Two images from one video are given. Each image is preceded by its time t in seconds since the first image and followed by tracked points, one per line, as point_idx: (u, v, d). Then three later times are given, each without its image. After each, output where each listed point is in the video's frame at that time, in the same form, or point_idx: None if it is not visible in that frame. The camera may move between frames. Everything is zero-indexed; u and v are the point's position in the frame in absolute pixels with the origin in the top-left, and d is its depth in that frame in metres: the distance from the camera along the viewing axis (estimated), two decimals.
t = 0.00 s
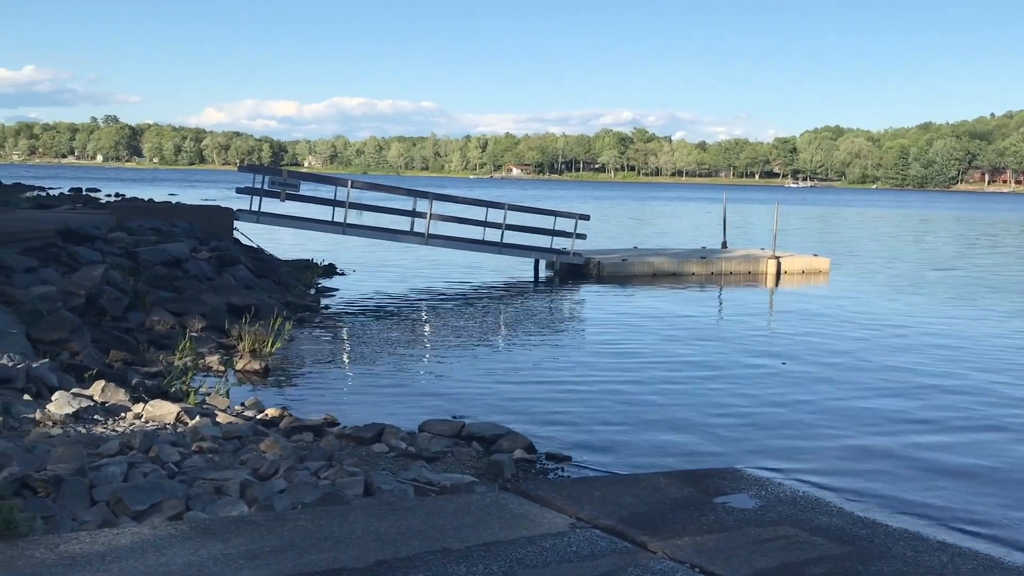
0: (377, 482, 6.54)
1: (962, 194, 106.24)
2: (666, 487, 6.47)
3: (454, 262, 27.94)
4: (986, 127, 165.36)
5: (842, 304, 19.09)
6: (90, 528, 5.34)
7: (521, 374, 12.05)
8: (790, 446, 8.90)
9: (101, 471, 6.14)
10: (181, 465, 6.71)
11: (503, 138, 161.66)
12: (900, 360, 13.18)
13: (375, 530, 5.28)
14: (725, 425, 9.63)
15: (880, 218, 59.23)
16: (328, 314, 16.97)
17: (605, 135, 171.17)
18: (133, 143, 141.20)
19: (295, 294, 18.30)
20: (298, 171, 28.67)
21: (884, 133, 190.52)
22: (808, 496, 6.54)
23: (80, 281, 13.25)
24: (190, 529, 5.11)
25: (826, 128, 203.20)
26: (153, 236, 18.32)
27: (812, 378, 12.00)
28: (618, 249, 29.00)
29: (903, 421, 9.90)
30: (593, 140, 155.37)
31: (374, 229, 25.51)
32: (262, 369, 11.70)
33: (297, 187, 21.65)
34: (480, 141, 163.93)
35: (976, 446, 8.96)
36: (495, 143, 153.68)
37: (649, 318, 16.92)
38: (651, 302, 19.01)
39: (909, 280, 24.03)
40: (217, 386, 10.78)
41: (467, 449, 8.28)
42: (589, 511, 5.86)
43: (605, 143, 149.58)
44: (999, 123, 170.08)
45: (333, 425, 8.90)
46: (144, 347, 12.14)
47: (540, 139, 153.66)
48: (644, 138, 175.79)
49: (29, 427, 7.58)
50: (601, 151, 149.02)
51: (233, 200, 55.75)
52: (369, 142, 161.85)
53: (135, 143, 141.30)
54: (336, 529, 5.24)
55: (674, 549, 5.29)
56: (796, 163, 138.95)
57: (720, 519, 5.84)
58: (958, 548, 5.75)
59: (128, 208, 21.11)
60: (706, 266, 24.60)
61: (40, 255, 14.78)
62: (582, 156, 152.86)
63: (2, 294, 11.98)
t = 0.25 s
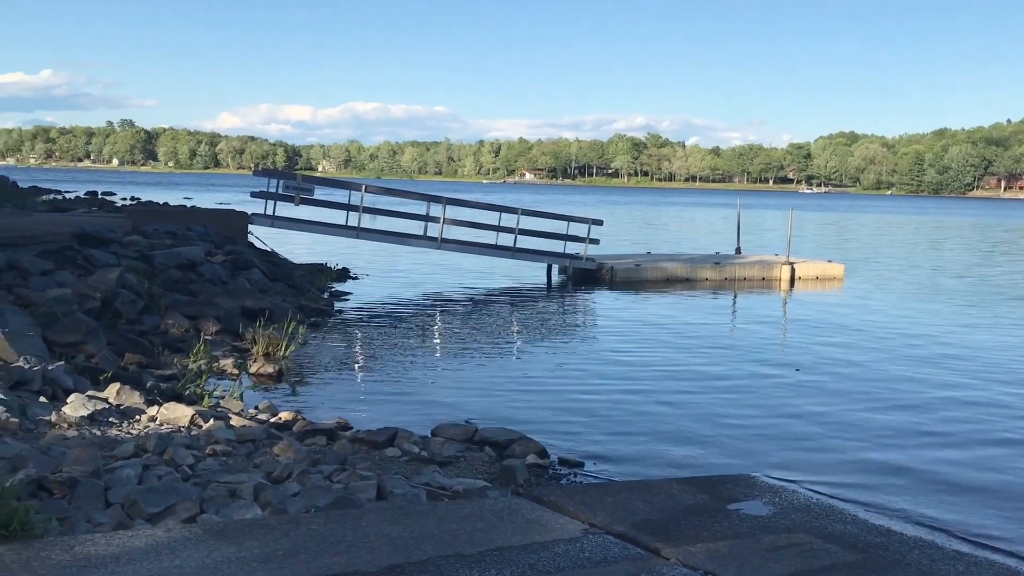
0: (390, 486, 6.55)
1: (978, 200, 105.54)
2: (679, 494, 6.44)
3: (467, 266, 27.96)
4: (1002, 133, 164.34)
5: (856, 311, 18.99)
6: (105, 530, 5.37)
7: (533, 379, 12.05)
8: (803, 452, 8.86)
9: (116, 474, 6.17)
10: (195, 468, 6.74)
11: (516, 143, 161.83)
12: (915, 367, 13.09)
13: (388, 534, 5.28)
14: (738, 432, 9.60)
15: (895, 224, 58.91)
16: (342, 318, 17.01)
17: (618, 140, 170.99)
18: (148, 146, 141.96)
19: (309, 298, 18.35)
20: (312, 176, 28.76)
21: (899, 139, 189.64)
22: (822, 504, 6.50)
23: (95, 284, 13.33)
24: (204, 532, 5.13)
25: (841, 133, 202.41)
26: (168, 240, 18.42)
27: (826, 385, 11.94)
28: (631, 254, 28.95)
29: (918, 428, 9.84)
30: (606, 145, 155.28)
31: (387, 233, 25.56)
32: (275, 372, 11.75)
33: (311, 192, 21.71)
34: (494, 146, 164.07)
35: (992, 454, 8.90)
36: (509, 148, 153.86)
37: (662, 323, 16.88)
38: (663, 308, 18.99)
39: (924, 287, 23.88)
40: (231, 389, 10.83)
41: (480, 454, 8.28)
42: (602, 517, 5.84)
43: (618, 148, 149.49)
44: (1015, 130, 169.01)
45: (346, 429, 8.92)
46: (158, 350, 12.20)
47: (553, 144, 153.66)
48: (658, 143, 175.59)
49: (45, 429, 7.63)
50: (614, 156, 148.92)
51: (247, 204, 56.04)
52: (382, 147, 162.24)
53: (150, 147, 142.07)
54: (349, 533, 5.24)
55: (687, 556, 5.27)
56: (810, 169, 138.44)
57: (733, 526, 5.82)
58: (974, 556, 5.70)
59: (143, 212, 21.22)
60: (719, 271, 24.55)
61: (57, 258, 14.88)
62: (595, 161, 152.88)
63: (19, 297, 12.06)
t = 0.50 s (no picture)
0: (405, 490, 6.57)
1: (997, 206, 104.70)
2: (695, 500, 6.41)
3: (482, 271, 27.98)
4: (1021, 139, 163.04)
5: (874, 317, 18.87)
6: (122, 532, 5.40)
7: (549, 383, 12.05)
8: (819, 460, 8.83)
9: (133, 476, 6.20)
10: (212, 470, 6.77)
11: (532, 147, 161.92)
12: (934, 375, 13.00)
13: (403, 538, 5.29)
14: (754, 438, 9.56)
15: (913, 230, 58.50)
16: (357, 322, 17.05)
17: (634, 144, 170.76)
18: (166, 150, 142.79)
19: (325, 301, 18.41)
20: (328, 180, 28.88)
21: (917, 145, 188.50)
22: (839, 511, 6.46)
23: (114, 287, 13.42)
24: (220, 535, 5.15)
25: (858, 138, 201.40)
26: (186, 243, 18.53)
27: (844, 391, 11.87)
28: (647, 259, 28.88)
29: (937, 436, 9.77)
30: (622, 150, 155.09)
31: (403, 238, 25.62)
32: (291, 375, 11.80)
33: (327, 196, 21.79)
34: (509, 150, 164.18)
35: (1012, 463, 8.82)
36: (524, 153, 153.94)
37: (678, 329, 16.84)
38: (679, 313, 18.94)
39: (943, 293, 23.70)
40: (247, 392, 10.88)
41: (494, 458, 8.29)
42: (617, 523, 5.81)
43: (634, 153, 149.28)
44: None
45: (361, 432, 8.95)
46: (176, 353, 12.27)
47: (569, 149, 153.57)
48: (673, 148, 175.16)
49: (63, 430, 7.68)
50: (630, 161, 148.70)
51: (263, 208, 56.29)
52: (398, 151, 162.62)
53: (168, 151, 143.01)
54: (364, 537, 5.25)
55: (703, 562, 5.25)
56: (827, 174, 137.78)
57: (749, 533, 5.79)
58: (993, 565, 5.65)
59: (161, 215, 21.36)
60: (735, 276, 24.45)
61: (75, 261, 14.99)
62: (611, 165, 152.73)
63: (38, 299, 12.15)
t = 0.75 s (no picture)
0: (419, 491, 6.58)
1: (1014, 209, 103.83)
2: (709, 503, 6.37)
3: (495, 272, 27.97)
4: None
5: (889, 320, 18.75)
6: (137, 531, 5.42)
7: (562, 385, 12.03)
8: (834, 463, 8.77)
9: (148, 475, 6.22)
10: (227, 470, 6.79)
11: (546, 148, 161.89)
12: (950, 378, 12.91)
13: (416, 539, 5.28)
14: (768, 441, 9.53)
15: (928, 233, 58.10)
16: (371, 323, 17.07)
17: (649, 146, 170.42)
18: (181, 152, 143.37)
19: (339, 302, 18.44)
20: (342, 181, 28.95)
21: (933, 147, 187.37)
22: (855, 515, 6.41)
23: (129, 287, 13.49)
24: (235, 535, 5.15)
25: (873, 140, 200.37)
26: (201, 244, 18.60)
27: (859, 395, 11.81)
28: (661, 261, 28.81)
29: (953, 440, 9.70)
30: (635, 151, 154.80)
31: (417, 239, 25.65)
32: (305, 376, 11.82)
33: (341, 197, 21.82)
34: (523, 152, 164.10)
35: None
36: (538, 154, 153.91)
37: (692, 331, 16.79)
38: (693, 315, 18.87)
39: (959, 297, 23.53)
40: (261, 392, 10.91)
41: (508, 460, 8.28)
42: (631, 525, 5.78)
43: (648, 155, 149.04)
44: None
45: (374, 434, 8.96)
46: (191, 353, 12.32)
47: (582, 151, 153.37)
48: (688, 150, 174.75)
49: (79, 430, 7.72)
50: (644, 163, 148.41)
51: (277, 209, 56.47)
52: (412, 153, 162.79)
53: (183, 151, 143.73)
54: (378, 538, 5.25)
55: (718, 565, 5.22)
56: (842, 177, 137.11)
57: (764, 536, 5.75)
58: (1010, 572, 5.59)
59: (177, 216, 21.45)
60: (750, 279, 24.34)
61: (91, 262, 15.07)
62: (625, 167, 152.54)
63: (55, 299, 12.21)
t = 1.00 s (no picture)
0: (436, 491, 6.59)
1: None
2: (726, 505, 6.34)
3: (512, 273, 27.98)
4: None
5: (908, 323, 18.62)
6: (156, 528, 5.46)
7: (579, 386, 12.02)
8: (853, 466, 8.72)
9: (167, 473, 6.26)
10: (244, 469, 6.82)
11: (562, 148, 161.87)
12: (970, 382, 12.81)
13: (433, 538, 5.30)
14: (786, 443, 9.49)
15: (948, 235, 57.63)
16: (387, 323, 17.12)
17: (666, 146, 170.08)
18: (199, 151, 144.10)
19: (356, 302, 18.50)
20: (360, 181, 29.04)
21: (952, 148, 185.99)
22: (873, 518, 6.37)
23: (148, 286, 13.58)
24: (253, 532, 5.18)
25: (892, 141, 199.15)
26: (219, 243, 18.70)
27: (878, 397, 11.74)
28: (679, 262, 28.73)
29: (973, 443, 9.63)
30: (652, 152, 154.39)
31: (434, 239, 25.68)
32: (323, 375, 11.87)
33: (358, 197, 21.88)
34: (540, 152, 163.98)
35: None
36: (555, 155, 153.87)
37: (709, 332, 16.74)
38: (710, 317, 18.82)
39: (980, 299, 23.34)
40: (278, 391, 10.96)
41: (524, 461, 8.28)
42: (648, 527, 5.77)
43: (665, 156, 148.63)
44: None
45: (391, 433, 8.99)
46: (209, 352, 12.39)
47: (599, 152, 153.09)
48: (705, 150, 174.12)
49: (98, 427, 7.77)
50: (661, 163, 148.05)
51: (295, 209, 56.71)
52: (429, 154, 162.98)
53: (202, 151, 144.61)
54: (395, 537, 5.26)
55: (734, 568, 5.20)
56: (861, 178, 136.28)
57: (782, 539, 5.72)
58: None
59: (196, 215, 21.56)
60: (767, 280, 24.25)
61: (111, 261, 15.19)
62: (642, 167, 152.29)
63: (75, 298, 12.32)
